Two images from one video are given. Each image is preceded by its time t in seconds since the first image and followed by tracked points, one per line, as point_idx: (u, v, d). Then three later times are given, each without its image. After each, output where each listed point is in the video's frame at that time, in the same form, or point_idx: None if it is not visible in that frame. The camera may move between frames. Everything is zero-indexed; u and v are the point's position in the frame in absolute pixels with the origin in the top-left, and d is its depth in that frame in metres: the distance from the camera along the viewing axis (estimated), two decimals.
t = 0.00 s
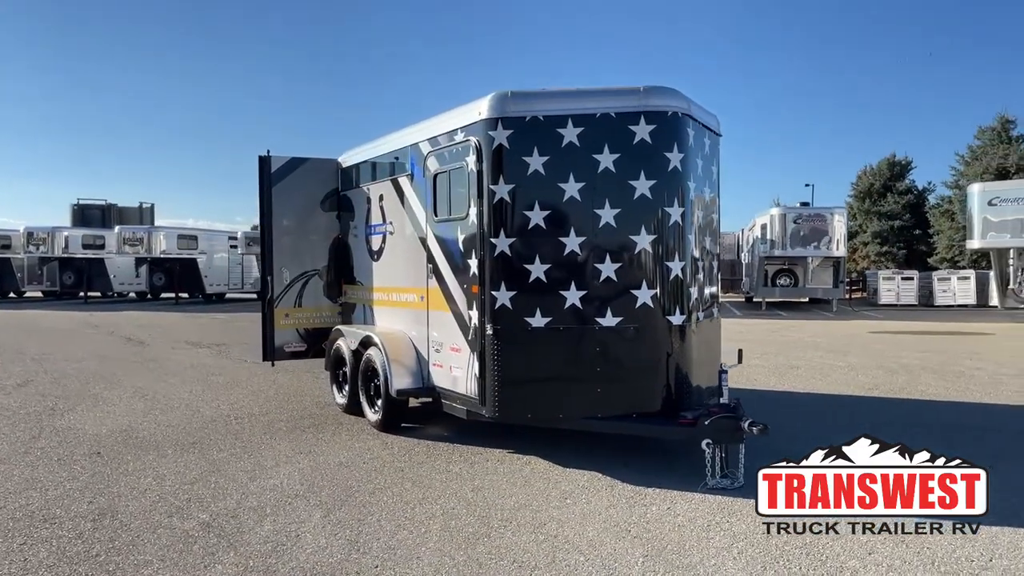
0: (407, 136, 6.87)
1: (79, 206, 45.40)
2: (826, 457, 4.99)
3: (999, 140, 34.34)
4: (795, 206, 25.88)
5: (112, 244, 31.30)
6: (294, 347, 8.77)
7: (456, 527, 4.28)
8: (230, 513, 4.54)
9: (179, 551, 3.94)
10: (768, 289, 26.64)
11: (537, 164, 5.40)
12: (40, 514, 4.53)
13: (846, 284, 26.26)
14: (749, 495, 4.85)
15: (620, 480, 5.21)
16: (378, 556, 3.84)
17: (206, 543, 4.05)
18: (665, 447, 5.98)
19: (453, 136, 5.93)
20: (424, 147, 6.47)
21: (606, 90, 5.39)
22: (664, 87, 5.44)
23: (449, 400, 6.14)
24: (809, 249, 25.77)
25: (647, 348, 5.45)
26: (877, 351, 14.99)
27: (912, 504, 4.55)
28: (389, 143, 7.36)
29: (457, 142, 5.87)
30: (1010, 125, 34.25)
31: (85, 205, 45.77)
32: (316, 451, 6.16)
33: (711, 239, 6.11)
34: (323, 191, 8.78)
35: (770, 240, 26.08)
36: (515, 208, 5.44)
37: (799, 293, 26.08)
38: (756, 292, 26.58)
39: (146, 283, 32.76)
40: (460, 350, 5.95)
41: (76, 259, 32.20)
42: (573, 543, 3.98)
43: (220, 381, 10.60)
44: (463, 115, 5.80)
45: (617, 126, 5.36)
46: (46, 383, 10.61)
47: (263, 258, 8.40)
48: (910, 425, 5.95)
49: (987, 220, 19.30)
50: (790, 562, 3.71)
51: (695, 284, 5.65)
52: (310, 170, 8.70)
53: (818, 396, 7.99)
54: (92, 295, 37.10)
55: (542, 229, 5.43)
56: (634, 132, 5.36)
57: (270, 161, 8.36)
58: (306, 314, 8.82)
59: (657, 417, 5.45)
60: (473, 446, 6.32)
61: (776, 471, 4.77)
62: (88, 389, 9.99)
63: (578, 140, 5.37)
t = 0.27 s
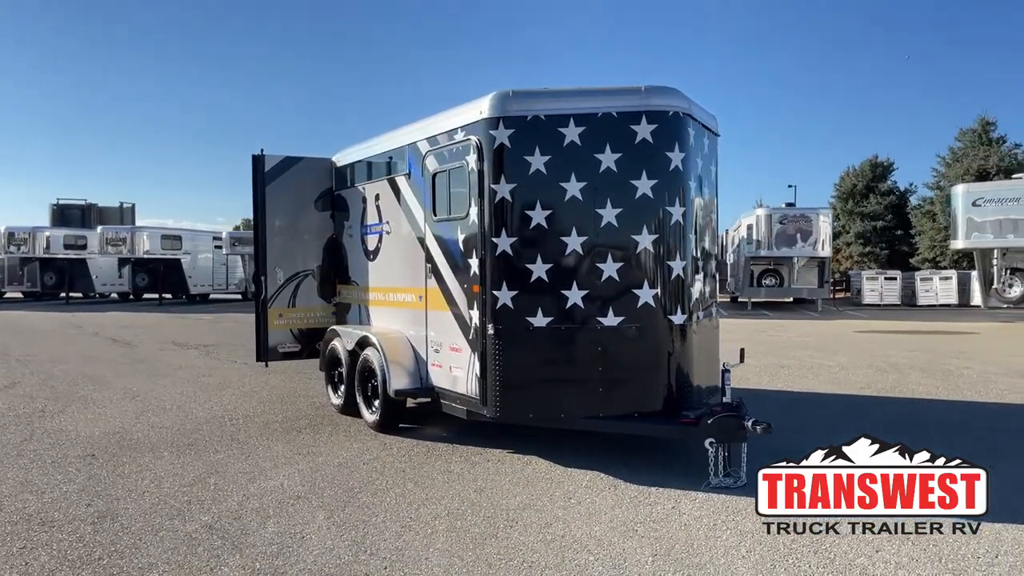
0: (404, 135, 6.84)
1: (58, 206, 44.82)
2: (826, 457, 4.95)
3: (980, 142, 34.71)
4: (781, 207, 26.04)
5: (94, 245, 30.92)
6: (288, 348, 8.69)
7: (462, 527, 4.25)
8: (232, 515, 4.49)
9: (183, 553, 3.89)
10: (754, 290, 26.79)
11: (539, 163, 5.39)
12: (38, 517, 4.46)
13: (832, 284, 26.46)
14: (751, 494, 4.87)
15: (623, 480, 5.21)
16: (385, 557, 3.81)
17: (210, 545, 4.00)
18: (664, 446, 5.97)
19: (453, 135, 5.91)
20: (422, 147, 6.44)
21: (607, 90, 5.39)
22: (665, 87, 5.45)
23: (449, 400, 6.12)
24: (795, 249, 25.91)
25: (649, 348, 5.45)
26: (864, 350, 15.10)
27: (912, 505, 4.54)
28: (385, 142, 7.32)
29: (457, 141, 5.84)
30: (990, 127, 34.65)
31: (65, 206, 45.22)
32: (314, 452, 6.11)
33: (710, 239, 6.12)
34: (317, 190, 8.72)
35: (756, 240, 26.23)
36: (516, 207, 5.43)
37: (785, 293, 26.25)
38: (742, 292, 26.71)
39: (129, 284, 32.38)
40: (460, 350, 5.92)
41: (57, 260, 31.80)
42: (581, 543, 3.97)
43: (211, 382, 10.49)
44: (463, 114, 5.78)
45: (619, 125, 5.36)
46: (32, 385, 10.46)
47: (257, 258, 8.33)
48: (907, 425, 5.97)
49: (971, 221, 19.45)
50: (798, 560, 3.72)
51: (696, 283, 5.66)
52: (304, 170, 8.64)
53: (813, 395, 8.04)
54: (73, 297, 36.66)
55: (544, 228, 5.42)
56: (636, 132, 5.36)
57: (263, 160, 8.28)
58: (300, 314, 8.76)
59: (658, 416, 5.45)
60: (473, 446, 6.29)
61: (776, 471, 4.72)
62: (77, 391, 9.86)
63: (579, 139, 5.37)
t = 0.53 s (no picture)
0: (402, 135, 6.80)
1: (39, 205, 44.28)
2: (826, 458, 4.92)
3: (962, 144, 35.06)
4: (767, 207, 26.19)
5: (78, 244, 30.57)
6: (283, 348, 8.62)
7: (469, 529, 4.23)
8: (235, 518, 4.45)
9: (188, 557, 3.85)
10: (741, 290, 26.93)
11: (541, 163, 5.38)
12: (38, 521, 4.40)
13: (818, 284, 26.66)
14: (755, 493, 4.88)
15: (626, 480, 5.20)
16: (394, 560, 3.79)
17: (216, 548, 3.96)
18: (665, 446, 5.97)
19: (454, 135, 5.88)
20: (422, 146, 6.42)
21: (610, 90, 5.39)
22: (668, 88, 5.45)
23: (450, 401, 6.09)
24: (782, 249, 26.04)
25: (652, 348, 5.46)
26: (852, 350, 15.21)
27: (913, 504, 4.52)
28: (382, 142, 7.28)
29: (459, 141, 5.82)
30: (972, 129, 35.01)
31: (45, 205, 44.67)
32: (314, 454, 6.07)
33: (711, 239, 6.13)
34: (311, 190, 8.66)
35: (743, 241, 26.38)
36: (519, 207, 5.42)
37: (772, 293, 26.42)
38: (729, 292, 26.84)
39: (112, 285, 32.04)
40: (461, 350, 5.90)
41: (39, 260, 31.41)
42: (590, 544, 3.96)
43: (203, 383, 10.40)
44: (464, 114, 5.76)
45: (622, 125, 5.36)
46: (20, 387, 10.32)
47: (251, 258, 8.26)
48: (906, 425, 5.97)
49: (957, 222, 19.62)
50: (808, 559, 3.73)
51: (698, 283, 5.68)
52: (298, 169, 8.57)
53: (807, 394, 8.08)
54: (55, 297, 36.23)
55: (546, 229, 5.41)
56: (638, 132, 5.37)
57: (258, 160, 8.20)
58: (295, 314, 8.68)
59: (661, 416, 5.45)
60: (473, 446, 6.27)
61: (776, 471, 4.69)
62: (66, 392, 9.73)
63: (582, 140, 5.36)
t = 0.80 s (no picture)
0: (399, 136, 6.77)
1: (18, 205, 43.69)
2: (826, 458, 4.93)
3: (944, 146, 35.43)
4: (754, 208, 26.33)
5: (60, 245, 30.20)
6: (276, 350, 8.56)
7: (474, 532, 4.21)
8: (237, 522, 4.40)
9: (192, 562, 3.80)
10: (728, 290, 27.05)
11: (542, 165, 5.38)
12: (35, 526, 4.33)
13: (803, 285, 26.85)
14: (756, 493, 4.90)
15: (628, 481, 5.20)
16: (400, 564, 3.76)
17: (220, 553, 3.92)
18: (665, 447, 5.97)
19: (454, 136, 5.87)
20: (420, 147, 6.39)
21: (611, 91, 5.39)
22: (668, 89, 5.46)
23: (449, 403, 6.07)
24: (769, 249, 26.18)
25: (653, 349, 5.46)
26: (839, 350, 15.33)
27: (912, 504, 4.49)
28: (378, 143, 7.25)
29: (458, 142, 5.80)
30: (954, 131, 35.39)
31: (25, 205, 44.08)
32: (312, 457, 6.02)
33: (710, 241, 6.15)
34: (305, 191, 8.60)
35: (730, 242, 26.50)
36: (520, 208, 5.41)
37: (758, 294, 26.57)
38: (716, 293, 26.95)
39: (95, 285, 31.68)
40: (461, 352, 5.88)
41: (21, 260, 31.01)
42: (597, 546, 3.96)
43: (193, 385, 10.31)
44: (464, 115, 5.74)
45: (623, 127, 5.36)
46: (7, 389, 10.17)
47: (245, 259, 8.19)
48: (903, 425, 6.00)
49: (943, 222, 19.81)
50: (816, 560, 3.74)
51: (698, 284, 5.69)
52: (292, 170, 8.52)
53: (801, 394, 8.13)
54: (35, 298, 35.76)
55: (548, 230, 5.40)
56: (639, 134, 5.37)
57: (252, 160, 8.16)
58: (289, 316, 8.62)
59: (661, 417, 5.46)
60: (472, 448, 6.25)
61: (776, 470, 4.69)
62: (54, 395, 9.61)
63: (583, 141, 5.36)
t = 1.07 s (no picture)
0: (396, 136, 6.74)
1: None
2: (827, 459, 4.96)
3: (927, 148, 35.78)
4: (741, 209, 26.47)
5: (43, 245, 29.84)
6: (270, 352, 8.49)
7: (479, 534, 4.20)
8: (238, 526, 4.36)
9: (196, 567, 3.76)
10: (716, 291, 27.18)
11: (543, 165, 5.37)
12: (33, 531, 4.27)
13: (790, 285, 27.03)
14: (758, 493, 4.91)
15: (630, 482, 5.19)
16: (407, 567, 3.74)
17: (224, 558, 3.88)
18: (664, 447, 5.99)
19: (453, 137, 5.84)
20: (418, 148, 6.36)
21: (612, 93, 5.39)
22: (669, 91, 5.47)
23: (449, 405, 6.04)
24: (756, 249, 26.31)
25: (653, 350, 5.47)
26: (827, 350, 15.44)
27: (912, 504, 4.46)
28: (374, 143, 7.21)
29: (458, 143, 5.78)
30: (936, 133, 35.76)
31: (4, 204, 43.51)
32: (310, 459, 5.98)
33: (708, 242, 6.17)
34: (298, 192, 8.54)
35: (717, 242, 26.63)
36: (521, 209, 5.39)
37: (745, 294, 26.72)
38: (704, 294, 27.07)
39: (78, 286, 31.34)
40: (461, 354, 5.86)
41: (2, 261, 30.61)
42: (604, 548, 3.96)
43: (184, 387, 10.21)
44: (464, 115, 5.72)
45: (623, 128, 5.37)
46: None
47: (238, 260, 8.12)
48: (899, 425, 6.03)
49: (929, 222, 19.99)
50: (823, 560, 3.75)
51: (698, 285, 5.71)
52: (285, 171, 8.45)
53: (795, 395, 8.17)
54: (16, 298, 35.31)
55: (549, 231, 5.39)
56: (640, 135, 5.37)
57: (245, 161, 8.04)
58: (283, 317, 8.56)
59: (662, 418, 5.47)
60: (471, 450, 6.23)
61: (776, 471, 4.75)
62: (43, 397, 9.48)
63: (584, 142, 5.36)
